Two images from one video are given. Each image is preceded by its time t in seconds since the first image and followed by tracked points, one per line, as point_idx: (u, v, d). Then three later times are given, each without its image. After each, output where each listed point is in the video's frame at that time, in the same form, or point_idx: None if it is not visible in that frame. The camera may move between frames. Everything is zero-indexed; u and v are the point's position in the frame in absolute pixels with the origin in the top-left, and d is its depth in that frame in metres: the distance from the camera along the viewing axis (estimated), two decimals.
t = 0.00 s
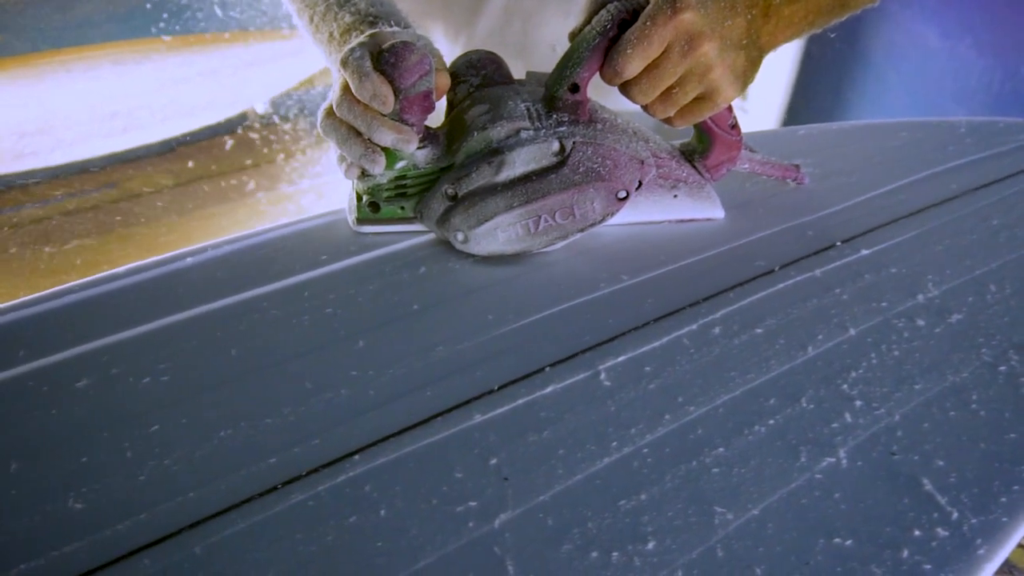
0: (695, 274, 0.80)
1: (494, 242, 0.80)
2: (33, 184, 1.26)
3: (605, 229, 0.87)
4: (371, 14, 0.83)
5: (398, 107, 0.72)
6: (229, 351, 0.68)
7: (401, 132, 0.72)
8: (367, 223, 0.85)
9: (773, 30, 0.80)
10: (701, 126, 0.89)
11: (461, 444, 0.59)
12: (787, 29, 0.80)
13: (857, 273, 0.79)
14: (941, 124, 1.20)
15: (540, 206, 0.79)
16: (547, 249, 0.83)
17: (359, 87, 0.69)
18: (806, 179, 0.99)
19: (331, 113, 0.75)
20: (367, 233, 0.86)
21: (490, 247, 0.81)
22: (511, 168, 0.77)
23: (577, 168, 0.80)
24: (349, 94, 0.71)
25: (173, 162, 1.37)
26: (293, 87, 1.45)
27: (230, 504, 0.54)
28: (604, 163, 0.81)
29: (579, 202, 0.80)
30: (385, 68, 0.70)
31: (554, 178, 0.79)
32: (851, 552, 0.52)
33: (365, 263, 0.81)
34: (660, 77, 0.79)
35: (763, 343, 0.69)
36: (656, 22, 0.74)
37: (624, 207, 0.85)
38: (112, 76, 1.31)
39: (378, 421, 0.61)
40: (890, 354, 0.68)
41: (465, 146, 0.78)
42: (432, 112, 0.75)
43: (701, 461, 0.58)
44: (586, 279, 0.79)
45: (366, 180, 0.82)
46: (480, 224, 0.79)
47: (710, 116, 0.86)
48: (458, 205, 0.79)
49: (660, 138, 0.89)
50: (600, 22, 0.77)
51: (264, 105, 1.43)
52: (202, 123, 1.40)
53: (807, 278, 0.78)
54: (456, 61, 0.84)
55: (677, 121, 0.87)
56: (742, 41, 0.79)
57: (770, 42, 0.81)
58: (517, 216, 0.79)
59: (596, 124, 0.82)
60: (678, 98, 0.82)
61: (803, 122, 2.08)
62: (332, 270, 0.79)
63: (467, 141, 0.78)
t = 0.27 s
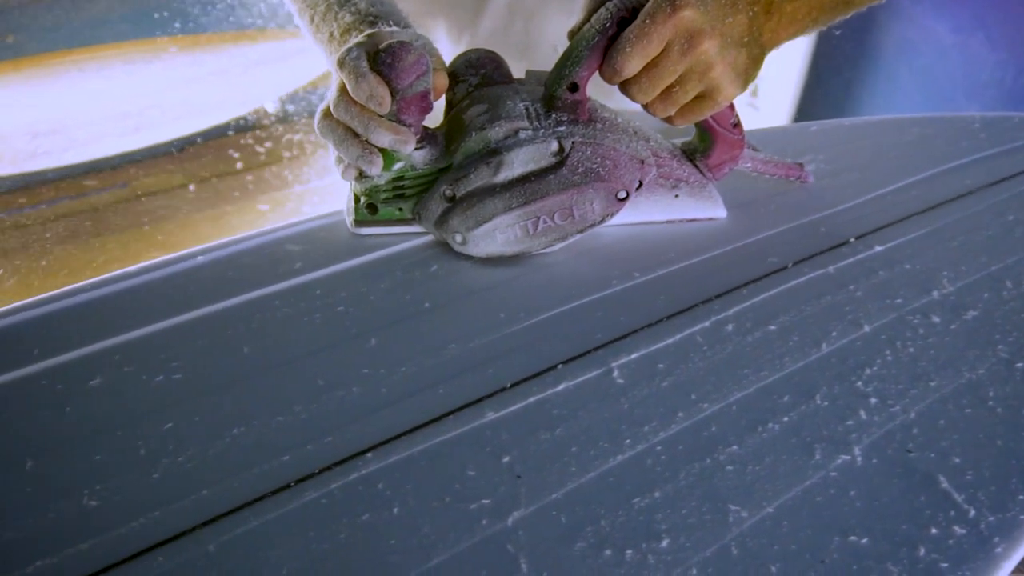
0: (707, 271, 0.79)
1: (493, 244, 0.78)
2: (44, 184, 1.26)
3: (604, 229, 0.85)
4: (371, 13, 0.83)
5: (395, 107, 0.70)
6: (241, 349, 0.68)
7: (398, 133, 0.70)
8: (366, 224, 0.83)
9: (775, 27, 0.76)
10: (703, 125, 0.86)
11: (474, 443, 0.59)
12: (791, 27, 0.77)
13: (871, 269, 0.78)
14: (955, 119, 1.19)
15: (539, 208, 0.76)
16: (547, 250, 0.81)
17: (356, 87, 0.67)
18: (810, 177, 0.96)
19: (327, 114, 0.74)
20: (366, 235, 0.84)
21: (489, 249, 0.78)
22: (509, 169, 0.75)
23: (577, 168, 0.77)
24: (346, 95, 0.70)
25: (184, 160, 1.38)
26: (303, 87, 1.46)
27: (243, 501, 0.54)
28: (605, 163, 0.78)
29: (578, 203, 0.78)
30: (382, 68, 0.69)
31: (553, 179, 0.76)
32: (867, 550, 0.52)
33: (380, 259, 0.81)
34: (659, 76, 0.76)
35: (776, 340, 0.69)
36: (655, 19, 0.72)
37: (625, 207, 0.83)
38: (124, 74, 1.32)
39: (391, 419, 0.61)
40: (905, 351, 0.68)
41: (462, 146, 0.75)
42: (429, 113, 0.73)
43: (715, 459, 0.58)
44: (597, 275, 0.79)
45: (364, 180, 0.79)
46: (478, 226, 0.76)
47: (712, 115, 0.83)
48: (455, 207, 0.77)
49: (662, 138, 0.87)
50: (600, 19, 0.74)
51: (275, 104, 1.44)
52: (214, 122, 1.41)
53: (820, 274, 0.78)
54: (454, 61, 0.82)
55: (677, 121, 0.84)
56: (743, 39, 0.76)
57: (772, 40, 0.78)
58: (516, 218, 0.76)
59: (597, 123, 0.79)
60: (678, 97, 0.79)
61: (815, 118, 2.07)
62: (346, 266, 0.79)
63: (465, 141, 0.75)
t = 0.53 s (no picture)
0: (721, 267, 0.79)
1: (487, 247, 0.78)
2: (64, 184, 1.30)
3: (602, 231, 0.84)
4: (367, 15, 0.83)
5: (388, 110, 0.71)
6: (254, 347, 0.68)
7: (391, 135, 0.71)
8: (359, 228, 0.82)
9: (776, 24, 0.75)
10: (702, 125, 0.84)
11: (488, 441, 0.59)
12: (793, 23, 0.75)
13: (885, 265, 0.78)
14: (970, 112, 1.18)
15: (534, 210, 0.76)
16: (542, 253, 0.81)
17: (348, 90, 0.68)
18: (811, 176, 0.94)
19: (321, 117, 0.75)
20: (360, 239, 0.83)
21: (484, 252, 0.78)
22: (503, 171, 0.74)
23: (572, 170, 0.77)
24: (338, 98, 0.71)
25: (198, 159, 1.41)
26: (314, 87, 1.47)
27: (258, 500, 0.54)
28: (600, 165, 0.78)
29: (574, 205, 0.78)
30: (374, 71, 0.69)
31: (547, 181, 0.76)
32: (884, 547, 0.51)
33: (395, 256, 0.81)
34: (654, 75, 0.75)
35: (790, 336, 0.69)
36: (648, 18, 0.70)
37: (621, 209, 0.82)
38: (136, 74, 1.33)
39: (403, 417, 0.61)
40: (921, 346, 0.67)
41: (456, 148, 0.75)
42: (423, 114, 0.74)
43: (730, 456, 0.57)
44: (610, 272, 0.78)
45: (357, 182, 0.79)
46: (472, 229, 0.76)
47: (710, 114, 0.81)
48: (449, 210, 0.77)
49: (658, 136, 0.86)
50: (594, 18, 0.73)
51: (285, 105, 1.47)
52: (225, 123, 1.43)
53: (834, 270, 0.77)
54: (451, 61, 0.81)
55: (676, 120, 0.83)
56: (741, 36, 0.74)
57: (772, 37, 0.76)
58: (510, 221, 0.76)
59: (592, 123, 0.79)
60: (675, 96, 0.78)
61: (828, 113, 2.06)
62: (361, 263, 0.80)
63: (458, 143, 0.75)
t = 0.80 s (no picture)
0: (731, 264, 0.78)
1: (481, 252, 0.77)
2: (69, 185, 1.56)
3: (599, 233, 0.83)
4: (361, 17, 0.83)
5: (379, 113, 0.71)
6: (264, 347, 0.68)
7: (384, 138, 0.72)
8: (353, 232, 0.82)
9: (770, 22, 0.74)
10: (698, 125, 0.83)
11: (499, 440, 0.59)
12: (786, 22, 0.75)
13: (897, 260, 0.78)
14: (982, 106, 1.17)
15: (528, 213, 0.75)
16: (537, 258, 0.79)
17: (338, 94, 0.69)
18: (810, 175, 0.93)
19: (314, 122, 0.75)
20: (354, 242, 0.83)
21: (478, 256, 0.77)
22: (496, 173, 0.74)
23: (566, 172, 0.76)
24: (330, 101, 0.72)
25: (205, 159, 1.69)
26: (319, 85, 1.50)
27: (270, 499, 0.54)
28: (594, 166, 0.78)
29: (568, 207, 0.77)
30: (365, 73, 0.70)
31: (541, 183, 0.75)
32: (898, 544, 0.51)
33: (401, 256, 0.81)
34: (649, 75, 0.74)
35: (802, 333, 0.68)
36: (642, 17, 0.70)
37: (616, 211, 0.81)
38: (141, 76, 1.69)
39: (414, 417, 0.61)
40: (934, 343, 0.67)
41: (450, 151, 0.76)
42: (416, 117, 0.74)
43: (742, 453, 0.57)
44: (619, 269, 0.78)
45: (351, 187, 0.79)
46: (465, 232, 0.75)
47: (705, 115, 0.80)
48: (443, 213, 0.76)
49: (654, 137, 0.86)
50: (587, 19, 0.72)
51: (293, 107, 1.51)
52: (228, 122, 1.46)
53: (844, 266, 0.77)
54: (444, 63, 0.81)
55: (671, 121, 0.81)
56: (736, 35, 0.74)
57: (767, 36, 0.76)
58: (504, 224, 0.75)
59: (587, 125, 0.78)
60: (670, 96, 0.76)
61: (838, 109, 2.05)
62: (370, 264, 0.79)
63: (452, 146, 0.75)
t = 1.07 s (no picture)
0: (742, 261, 0.78)
1: (474, 256, 0.76)
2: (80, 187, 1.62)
3: (593, 236, 0.82)
4: (357, 19, 0.84)
5: (370, 117, 0.70)
6: (276, 346, 0.68)
7: (375, 143, 0.71)
8: (345, 237, 0.81)
9: (767, 21, 0.72)
10: (694, 125, 0.82)
11: (511, 438, 0.59)
12: (784, 21, 0.73)
13: (910, 257, 0.77)
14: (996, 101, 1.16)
15: (520, 217, 0.74)
16: (531, 262, 0.78)
17: (328, 99, 0.68)
18: (809, 176, 0.92)
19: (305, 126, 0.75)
20: (346, 247, 0.82)
21: (471, 261, 0.76)
22: (488, 177, 0.73)
23: (558, 175, 0.75)
24: (321, 105, 0.71)
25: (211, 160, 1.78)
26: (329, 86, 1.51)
27: (282, 499, 0.55)
28: (587, 169, 0.76)
29: (560, 211, 0.76)
30: (354, 77, 0.69)
31: (533, 187, 0.74)
32: (914, 542, 0.51)
33: (410, 254, 0.81)
34: (643, 76, 0.72)
35: (815, 330, 0.68)
36: (634, 18, 0.68)
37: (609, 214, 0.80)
38: (151, 76, 1.70)
39: (425, 416, 0.61)
40: (948, 339, 0.66)
41: (442, 154, 0.75)
42: (408, 120, 0.73)
43: (755, 451, 0.57)
44: (629, 266, 0.78)
45: (342, 190, 0.79)
46: (457, 237, 0.74)
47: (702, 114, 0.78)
48: (435, 218, 0.75)
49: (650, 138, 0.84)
50: (580, 19, 0.71)
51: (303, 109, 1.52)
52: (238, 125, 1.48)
53: (857, 263, 0.76)
54: (438, 65, 0.80)
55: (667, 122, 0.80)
56: (732, 35, 0.71)
57: (764, 35, 0.74)
58: (495, 228, 0.74)
59: (581, 127, 0.77)
60: (665, 97, 0.75)
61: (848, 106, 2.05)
62: (381, 263, 0.79)
63: (444, 149, 0.74)
